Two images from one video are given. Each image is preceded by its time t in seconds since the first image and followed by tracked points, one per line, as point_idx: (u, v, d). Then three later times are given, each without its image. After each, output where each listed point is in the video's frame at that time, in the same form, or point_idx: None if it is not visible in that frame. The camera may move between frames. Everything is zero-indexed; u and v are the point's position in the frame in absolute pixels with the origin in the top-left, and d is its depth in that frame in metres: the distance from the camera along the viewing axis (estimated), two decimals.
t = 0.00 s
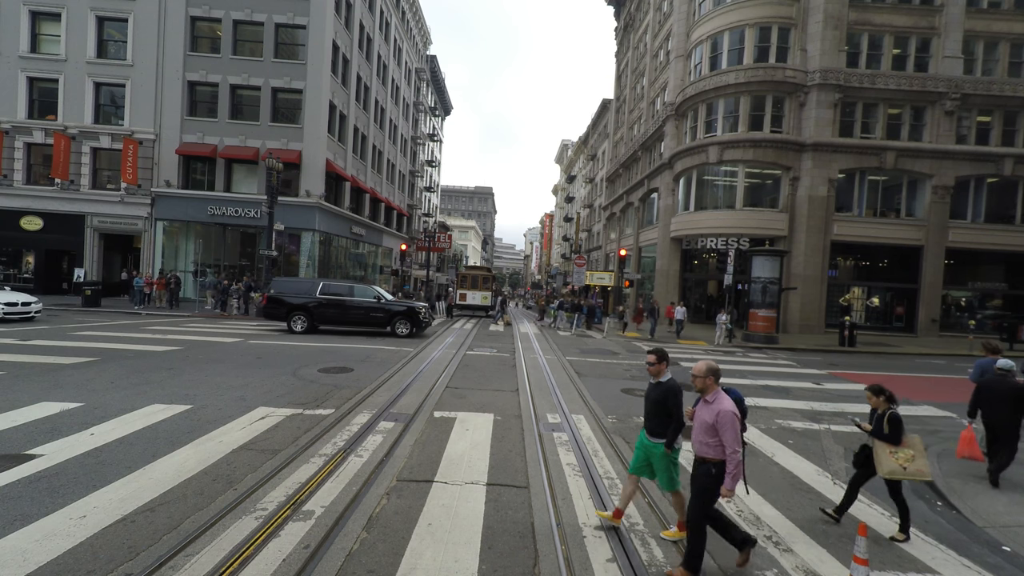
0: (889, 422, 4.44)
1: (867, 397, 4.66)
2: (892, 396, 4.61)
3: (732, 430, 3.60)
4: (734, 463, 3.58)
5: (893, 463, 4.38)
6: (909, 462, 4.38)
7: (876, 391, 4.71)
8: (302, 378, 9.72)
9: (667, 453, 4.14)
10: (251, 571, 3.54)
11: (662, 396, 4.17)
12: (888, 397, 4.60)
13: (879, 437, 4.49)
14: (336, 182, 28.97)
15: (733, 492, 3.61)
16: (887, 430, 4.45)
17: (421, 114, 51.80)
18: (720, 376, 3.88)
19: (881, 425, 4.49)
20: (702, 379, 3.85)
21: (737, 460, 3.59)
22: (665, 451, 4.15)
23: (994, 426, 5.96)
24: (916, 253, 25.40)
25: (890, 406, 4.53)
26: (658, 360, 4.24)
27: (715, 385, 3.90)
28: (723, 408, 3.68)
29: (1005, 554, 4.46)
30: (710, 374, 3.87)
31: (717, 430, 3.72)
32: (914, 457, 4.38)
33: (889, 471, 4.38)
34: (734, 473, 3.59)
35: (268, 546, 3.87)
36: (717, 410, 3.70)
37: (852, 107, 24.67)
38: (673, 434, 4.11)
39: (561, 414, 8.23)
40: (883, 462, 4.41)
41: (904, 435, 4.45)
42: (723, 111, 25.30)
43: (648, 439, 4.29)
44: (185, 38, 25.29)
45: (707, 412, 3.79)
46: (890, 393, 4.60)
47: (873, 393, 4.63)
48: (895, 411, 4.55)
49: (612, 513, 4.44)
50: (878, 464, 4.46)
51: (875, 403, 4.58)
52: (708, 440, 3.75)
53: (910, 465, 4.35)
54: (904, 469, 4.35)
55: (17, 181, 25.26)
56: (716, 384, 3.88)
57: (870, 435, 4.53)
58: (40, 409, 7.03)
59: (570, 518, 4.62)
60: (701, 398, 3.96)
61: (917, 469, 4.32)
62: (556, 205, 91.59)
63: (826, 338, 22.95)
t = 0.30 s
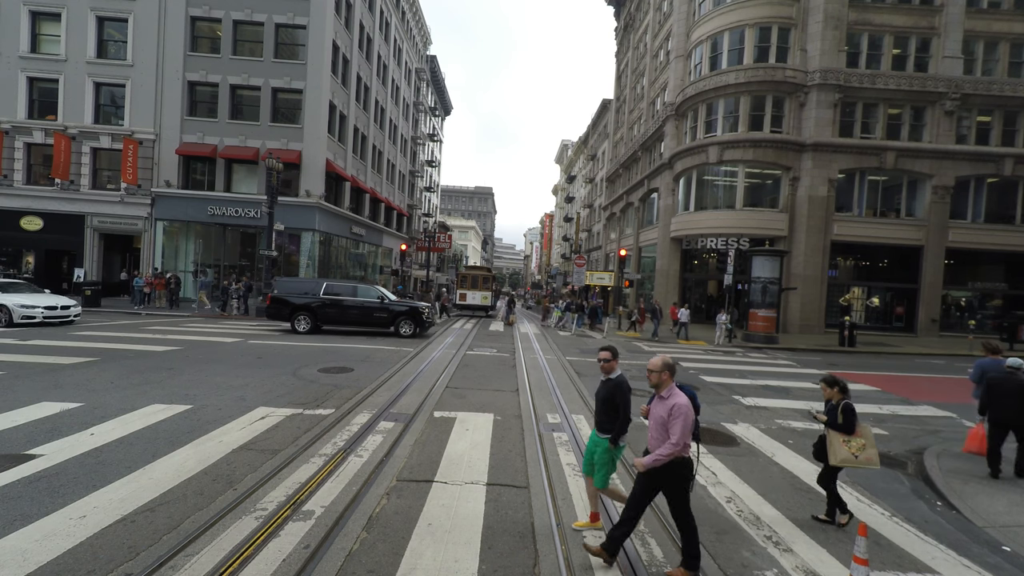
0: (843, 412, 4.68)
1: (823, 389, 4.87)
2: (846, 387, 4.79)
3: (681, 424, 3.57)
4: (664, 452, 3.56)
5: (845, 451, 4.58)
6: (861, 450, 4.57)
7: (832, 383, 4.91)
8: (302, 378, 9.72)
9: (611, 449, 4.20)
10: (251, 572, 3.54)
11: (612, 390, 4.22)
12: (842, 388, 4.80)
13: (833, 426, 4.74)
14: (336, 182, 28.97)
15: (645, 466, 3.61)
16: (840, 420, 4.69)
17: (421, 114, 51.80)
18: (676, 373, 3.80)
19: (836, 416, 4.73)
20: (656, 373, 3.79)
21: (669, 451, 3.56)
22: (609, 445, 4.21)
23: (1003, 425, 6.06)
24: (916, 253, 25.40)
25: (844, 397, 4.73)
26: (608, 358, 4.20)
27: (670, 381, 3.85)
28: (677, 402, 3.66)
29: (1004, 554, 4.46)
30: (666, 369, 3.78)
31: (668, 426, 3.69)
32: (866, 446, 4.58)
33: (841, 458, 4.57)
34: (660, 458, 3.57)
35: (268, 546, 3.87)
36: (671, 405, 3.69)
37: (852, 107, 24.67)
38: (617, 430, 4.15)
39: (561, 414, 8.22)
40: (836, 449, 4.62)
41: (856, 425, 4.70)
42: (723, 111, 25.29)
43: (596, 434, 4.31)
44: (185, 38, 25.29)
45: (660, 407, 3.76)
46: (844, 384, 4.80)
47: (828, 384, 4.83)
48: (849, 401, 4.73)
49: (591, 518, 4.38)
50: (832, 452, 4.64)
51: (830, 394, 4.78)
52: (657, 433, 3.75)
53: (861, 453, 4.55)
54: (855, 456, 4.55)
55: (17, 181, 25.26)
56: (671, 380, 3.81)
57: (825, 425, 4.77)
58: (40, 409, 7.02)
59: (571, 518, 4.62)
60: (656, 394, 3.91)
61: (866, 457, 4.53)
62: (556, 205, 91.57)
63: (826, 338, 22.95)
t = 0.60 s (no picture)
0: (801, 408, 4.68)
1: (782, 385, 4.90)
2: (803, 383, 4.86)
3: (621, 420, 3.52)
4: (614, 454, 3.49)
5: (804, 447, 4.61)
6: (818, 445, 4.63)
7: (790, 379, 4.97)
8: (302, 378, 9.72)
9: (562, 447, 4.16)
10: (252, 571, 3.55)
11: (562, 392, 4.07)
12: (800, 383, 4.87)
13: (792, 422, 4.74)
14: (336, 182, 28.97)
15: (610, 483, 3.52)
16: (798, 416, 4.70)
17: (421, 114, 51.81)
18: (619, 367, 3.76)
19: (794, 412, 4.73)
20: (600, 369, 3.75)
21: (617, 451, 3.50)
22: (559, 444, 4.17)
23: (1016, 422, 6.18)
24: (916, 253, 25.40)
25: (803, 393, 4.79)
26: (564, 358, 4.19)
27: (614, 376, 3.82)
28: (616, 397, 3.62)
29: (1004, 554, 4.46)
30: (610, 364, 3.75)
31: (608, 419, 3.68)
32: (823, 440, 4.63)
33: (801, 454, 4.60)
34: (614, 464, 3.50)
35: (268, 546, 3.87)
36: (610, 400, 3.65)
37: (852, 107, 24.67)
38: (568, 428, 4.10)
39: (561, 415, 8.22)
40: (795, 446, 4.65)
41: (813, 420, 4.71)
42: (723, 111, 25.29)
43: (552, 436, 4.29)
44: (185, 38, 25.29)
45: (601, 403, 3.74)
46: (802, 380, 4.86)
47: (787, 380, 4.87)
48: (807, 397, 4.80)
49: (512, 514, 4.29)
50: (791, 448, 4.68)
51: (790, 390, 4.83)
52: (601, 431, 3.72)
53: (819, 448, 4.60)
54: (814, 452, 4.59)
55: (17, 181, 25.26)
56: (614, 375, 3.77)
57: (784, 421, 4.76)
58: (40, 409, 7.03)
59: (571, 518, 4.62)
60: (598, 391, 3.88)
61: (824, 452, 4.58)
62: (556, 205, 91.58)
63: (826, 338, 22.96)
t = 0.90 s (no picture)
0: (761, 402, 4.79)
1: (743, 378, 4.99)
2: (765, 377, 4.95)
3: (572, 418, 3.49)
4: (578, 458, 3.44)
5: (761, 440, 4.74)
6: (776, 439, 4.75)
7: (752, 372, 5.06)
8: (302, 378, 9.72)
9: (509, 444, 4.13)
10: (252, 571, 3.55)
11: (509, 387, 4.08)
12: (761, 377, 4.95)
13: (752, 416, 4.82)
14: (336, 182, 28.98)
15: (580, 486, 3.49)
16: (757, 410, 4.79)
17: (421, 114, 51.81)
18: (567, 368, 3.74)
19: (754, 406, 4.83)
20: (548, 370, 3.70)
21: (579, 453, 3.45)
22: (508, 440, 4.13)
23: None
24: (916, 253, 25.40)
25: (765, 386, 4.88)
26: (514, 351, 4.16)
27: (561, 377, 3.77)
28: (565, 398, 3.57)
29: (1004, 554, 4.47)
30: (558, 365, 3.72)
31: (559, 422, 3.61)
32: (781, 434, 4.75)
33: (757, 448, 4.72)
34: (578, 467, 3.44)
35: (269, 546, 3.87)
36: (559, 402, 3.58)
37: (852, 107, 24.67)
38: (517, 424, 4.05)
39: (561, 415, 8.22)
40: (753, 439, 4.76)
41: (773, 414, 4.83)
42: (723, 111, 25.28)
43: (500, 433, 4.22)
44: (185, 38, 25.29)
45: (550, 405, 3.66)
46: (764, 375, 4.96)
47: (749, 374, 4.98)
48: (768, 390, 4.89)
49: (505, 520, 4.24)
50: (750, 442, 4.79)
51: (751, 383, 4.91)
52: (553, 433, 3.63)
53: (776, 443, 4.72)
54: (771, 446, 4.72)
55: (17, 181, 25.25)
56: (563, 376, 3.73)
57: (744, 415, 4.84)
58: (40, 409, 7.03)
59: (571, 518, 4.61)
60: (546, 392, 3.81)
61: (781, 446, 4.71)
62: (556, 205, 91.60)
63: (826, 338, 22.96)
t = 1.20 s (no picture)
0: (718, 396, 4.85)
1: (703, 372, 5.01)
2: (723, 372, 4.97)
3: (511, 415, 3.46)
4: (503, 453, 3.40)
5: (717, 433, 4.79)
6: (731, 432, 4.80)
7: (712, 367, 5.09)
8: (302, 378, 9.72)
9: (467, 448, 4.02)
10: (252, 571, 3.54)
11: (461, 387, 3.99)
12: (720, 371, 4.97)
13: (709, 410, 4.88)
14: (336, 182, 28.97)
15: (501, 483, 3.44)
16: (715, 403, 4.85)
17: (421, 114, 51.83)
18: (513, 362, 3.72)
19: (712, 400, 4.89)
20: (493, 364, 3.69)
21: (506, 450, 3.41)
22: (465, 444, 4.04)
23: None
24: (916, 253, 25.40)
25: (721, 380, 4.92)
26: (461, 353, 4.01)
27: (507, 371, 3.74)
28: (505, 392, 3.56)
29: (1004, 554, 4.47)
30: (503, 359, 3.70)
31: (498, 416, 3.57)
32: (736, 427, 4.81)
33: (712, 440, 4.79)
34: (502, 462, 3.41)
35: (269, 546, 3.87)
36: (498, 396, 3.57)
37: (852, 107, 24.67)
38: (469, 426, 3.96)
39: (561, 415, 8.22)
40: (709, 432, 4.81)
41: (729, 408, 4.87)
42: (723, 111, 25.29)
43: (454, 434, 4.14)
44: (185, 38, 25.29)
45: (492, 399, 3.63)
46: (722, 369, 4.98)
47: (709, 369, 4.99)
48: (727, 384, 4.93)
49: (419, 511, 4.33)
50: (705, 434, 4.85)
51: (710, 378, 4.95)
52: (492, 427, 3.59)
53: (731, 436, 4.79)
54: (726, 439, 4.78)
55: (17, 181, 25.25)
56: (507, 371, 3.73)
57: (702, 408, 4.88)
58: (40, 409, 7.03)
59: (571, 518, 4.61)
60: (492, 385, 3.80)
61: (735, 440, 4.77)
62: (556, 205, 91.63)
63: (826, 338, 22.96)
